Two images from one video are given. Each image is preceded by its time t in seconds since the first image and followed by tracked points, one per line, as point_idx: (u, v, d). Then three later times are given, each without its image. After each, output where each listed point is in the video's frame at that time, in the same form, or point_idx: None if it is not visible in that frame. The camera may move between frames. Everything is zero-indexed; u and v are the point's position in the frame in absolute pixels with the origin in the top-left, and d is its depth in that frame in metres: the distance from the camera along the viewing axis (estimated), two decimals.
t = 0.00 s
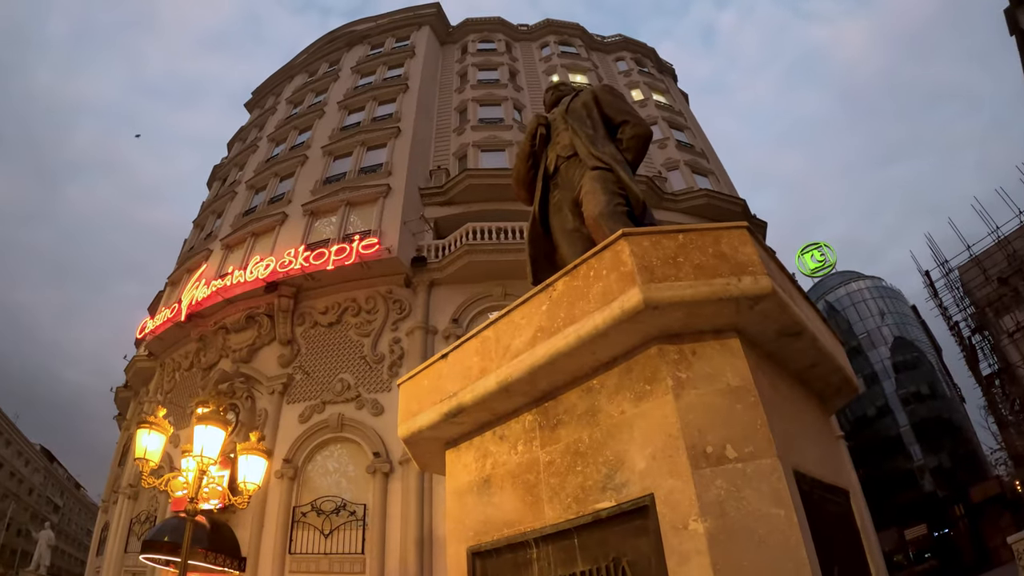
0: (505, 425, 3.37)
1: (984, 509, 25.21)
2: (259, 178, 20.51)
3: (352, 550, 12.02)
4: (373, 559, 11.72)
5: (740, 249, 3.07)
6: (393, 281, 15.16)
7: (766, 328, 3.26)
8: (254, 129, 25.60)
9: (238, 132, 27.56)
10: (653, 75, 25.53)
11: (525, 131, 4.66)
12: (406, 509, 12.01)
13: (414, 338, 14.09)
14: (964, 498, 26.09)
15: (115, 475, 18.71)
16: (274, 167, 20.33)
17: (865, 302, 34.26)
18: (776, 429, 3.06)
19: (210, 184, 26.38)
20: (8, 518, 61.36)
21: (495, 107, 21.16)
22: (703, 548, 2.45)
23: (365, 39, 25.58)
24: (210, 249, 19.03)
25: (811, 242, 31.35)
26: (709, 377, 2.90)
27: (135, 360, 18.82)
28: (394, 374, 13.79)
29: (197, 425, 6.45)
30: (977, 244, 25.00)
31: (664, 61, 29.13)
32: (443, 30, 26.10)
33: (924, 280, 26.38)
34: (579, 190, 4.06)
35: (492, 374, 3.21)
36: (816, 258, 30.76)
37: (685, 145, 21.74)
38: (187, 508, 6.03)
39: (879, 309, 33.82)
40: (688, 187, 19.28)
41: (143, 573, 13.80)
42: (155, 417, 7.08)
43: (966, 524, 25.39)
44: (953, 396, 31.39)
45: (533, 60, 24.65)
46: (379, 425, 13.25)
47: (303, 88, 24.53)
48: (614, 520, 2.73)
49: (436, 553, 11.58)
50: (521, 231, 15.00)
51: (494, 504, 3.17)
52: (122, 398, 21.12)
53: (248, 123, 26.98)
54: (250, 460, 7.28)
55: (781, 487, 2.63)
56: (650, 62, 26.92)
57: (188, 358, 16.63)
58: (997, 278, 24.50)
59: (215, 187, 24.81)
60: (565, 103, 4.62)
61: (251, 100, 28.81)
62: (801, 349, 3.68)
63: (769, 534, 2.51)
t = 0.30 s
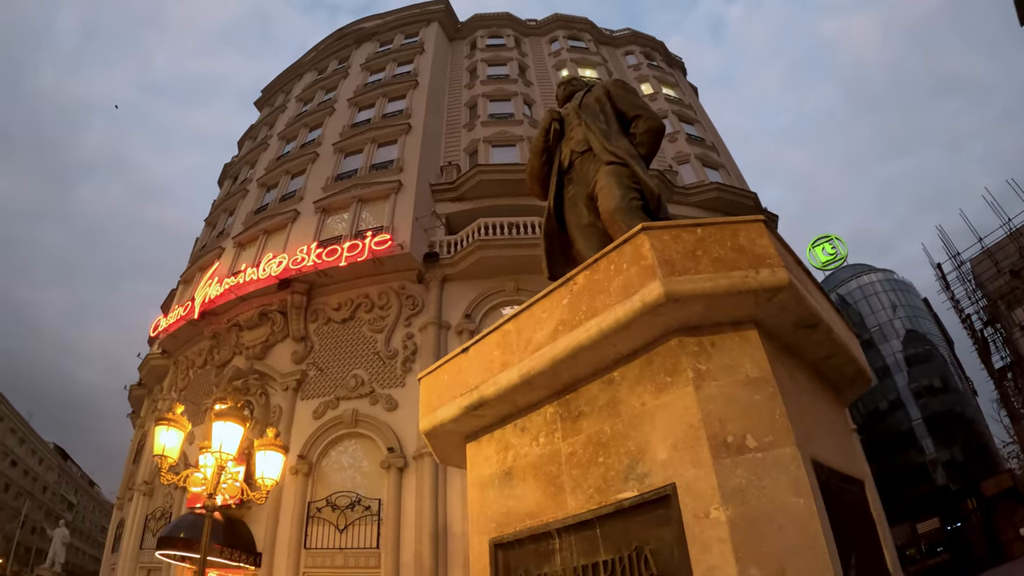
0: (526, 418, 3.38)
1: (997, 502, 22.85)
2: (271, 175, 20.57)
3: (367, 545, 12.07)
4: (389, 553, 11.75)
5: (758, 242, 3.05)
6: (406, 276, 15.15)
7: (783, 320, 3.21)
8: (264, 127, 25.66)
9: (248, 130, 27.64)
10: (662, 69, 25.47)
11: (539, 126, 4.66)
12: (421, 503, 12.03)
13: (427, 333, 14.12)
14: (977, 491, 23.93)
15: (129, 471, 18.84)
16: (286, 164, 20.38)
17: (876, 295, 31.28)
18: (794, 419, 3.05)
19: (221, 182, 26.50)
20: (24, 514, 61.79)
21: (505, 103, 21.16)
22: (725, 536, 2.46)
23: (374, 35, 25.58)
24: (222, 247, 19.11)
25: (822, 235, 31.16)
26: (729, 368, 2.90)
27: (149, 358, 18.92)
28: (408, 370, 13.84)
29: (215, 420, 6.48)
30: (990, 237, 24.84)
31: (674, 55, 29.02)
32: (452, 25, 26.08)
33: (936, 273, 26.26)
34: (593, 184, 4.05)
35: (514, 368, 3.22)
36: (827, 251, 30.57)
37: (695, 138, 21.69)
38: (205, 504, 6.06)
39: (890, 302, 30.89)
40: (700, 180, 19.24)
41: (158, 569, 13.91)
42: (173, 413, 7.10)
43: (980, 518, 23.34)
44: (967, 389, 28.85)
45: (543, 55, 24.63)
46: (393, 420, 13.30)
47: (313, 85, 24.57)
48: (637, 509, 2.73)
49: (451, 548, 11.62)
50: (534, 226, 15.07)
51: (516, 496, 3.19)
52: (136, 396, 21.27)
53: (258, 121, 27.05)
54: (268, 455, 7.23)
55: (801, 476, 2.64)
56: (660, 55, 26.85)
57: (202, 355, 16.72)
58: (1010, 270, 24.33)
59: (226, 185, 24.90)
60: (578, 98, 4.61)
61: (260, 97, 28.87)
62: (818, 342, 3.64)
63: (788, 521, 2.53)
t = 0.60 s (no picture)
0: (554, 410, 3.38)
1: (1011, 495, 21.71)
2: (284, 172, 20.61)
3: (384, 539, 12.11)
4: (405, 546, 11.79)
5: (780, 237, 3.05)
6: (420, 271, 15.17)
7: (805, 313, 3.18)
8: (275, 124, 25.73)
9: (259, 128, 27.73)
10: (673, 62, 25.39)
11: (556, 122, 4.67)
12: (438, 497, 12.05)
13: (442, 329, 14.15)
14: (990, 484, 22.63)
15: (145, 468, 18.96)
16: (298, 161, 20.43)
17: (888, 288, 30.91)
18: (816, 409, 3.06)
19: (233, 180, 26.61)
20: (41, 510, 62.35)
21: (517, 97, 21.11)
22: (753, 523, 2.48)
23: (384, 32, 25.59)
24: (236, 244, 19.17)
25: (834, 228, 31.05)
26: (753, 360, 2.90)
27: (164, 355, 19.01)
28: (423, 365, 13.86)
29: (238, 416, 6.51)
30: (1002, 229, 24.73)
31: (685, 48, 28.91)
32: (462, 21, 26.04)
33: (949, 265, 26.15)
34: (612, 180, 4.04)
35: (543, 362, 3.23)
36: (839, 243, 30.43)
37: (707, 131, 21.67)
38: (230, 500, 6.08)
39: (902, 295, 30.48)
40: (712, 174, 19.18)
41: (176, 564, 14.04)
42: (195, 410, 7.14)
43: (991, 511, 22.11)
44: (979, 382, 28.06)
45: (553, 49, 24.57)
46: (409, 415, 13.32)
47: (324, 82, 24.62)
48: (665, 498, 2.75)
49: (467, 542, 11.65)
50: (548, 220, 14.87)
51: (545, 487, 3.20)
52: (151, 393, 21.40)
53: (269, 119, 27.12)
54: (290, 451, 7.21)
55: (824, 465, 2.65)
56: (670, 48, 26.78)
57: (218, 352, 16.82)
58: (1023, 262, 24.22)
59: (238, 183, 24.99)
60: (594, 94, 4.61)
61: (271, 95, 28.97)
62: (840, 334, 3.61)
63: (813, 508, 2.54)
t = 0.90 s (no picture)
0: (581, 401, 3.39)
1: None
2: (296, 168, 20.68)
3: (402, 532, 12.16)
4: (423, 539, 11.82)
5: (803, 229, 3.05)
6: (435, 266, 15.19)
7: (826, 303, 3.16)
8: (286, 121, 25.78)
9: (270, 124, 27.80)
10: (683, 54, 25.32)
11: (573, 117, 4.68)
12: (455, 490, 12.08)
13: (458, 323, 14.17)
14: (1004, 475, 22.87)
15: (161, 464, 19.09)
16: (311, 157, 20.46)
17: (901, 279, 31.03)
18: (840, 396, 3.06)
19: (245, 177, 26.72)
20: (58, 507, 63.00)
21: (528, 91, 21.09)
22: (781, 506, 2.51)
23: (393, 27, 25.58)
24: (250, 241, 19.24)
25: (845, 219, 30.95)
26: (777, 349, 2.90)
27: (179, 352, 19.11)
28: (440, 358, 13.94)
29: (260, 410, 6.52)
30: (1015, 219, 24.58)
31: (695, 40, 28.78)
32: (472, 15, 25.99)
33: (962, 255, 26.08)
34: (631, 173, 4.05)
35: (571, 354, 3.23)
36: (850, 234, 30.34)
37: (718, 123, 21.61)
38: (253, 494, 6.08)
39: (915, 285, 30.59)
40: (725, 165, 19.09)
41: (194, 559, 14.14)
42: (218, 406, 7.14)
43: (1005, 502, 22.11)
44: (992, 373, 27.95)
45: (563, 42, 24.52)
46: (427, 408, 13.39)
47: (334, 79, 24.65)
48: (693, 485, 2.77)
49: (484, 535, 11.68)
50: (563, 214, 14.91)
51: (573, 475, 3.23)
52: (166, 390, 21.54)
53: (279, 116, 27.19)
54: (312, 445, 7.19)
55: (848, 450, 2.65)
56: (680, 40, 26.69)
57: (233, 348, 16.90)
58: None
59: (250, 179, 25.07)
60: (610, 88, 4.61)
61: (281, 92, 29.05)
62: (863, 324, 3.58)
63: (839, 493, 2.55)
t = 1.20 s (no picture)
0: (609, 388, 3.40)
1: None
2: (309, 163, 20.71)
3: (421, 523, 12.21)
4: (442, 530, 11.86)
5: (828, 217, 3.04)
6: (449, 258, 15.17)
7: (849, 291, 3.12)
8: (298, 115, 25.82)
9: (281, 120, 27.86)
10: (694, 43, 25.19)
11: (590, 107, 4.66)
12: (472, 482, 12.10)
13: (473, 314, 14.19)
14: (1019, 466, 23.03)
15: (178, 459, 19.20)
16: (323, 151, 20.50)
17: (914, 268, 31.10)
18: (867, 382, 3.03)
19: (257, 172, 26.82)
20: (76, 503, 63.50)
21: (539, 82, 21.05)
22: (810, 490, 2.50)
23: (403, 20, 25.52)
24: (264, 236, 19.29)
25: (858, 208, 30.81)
26: (803, 335, 2.88)
27: (195, 347, 19.21)
28: (456, 350, 13.96)
29: (282, 404, 6.55)
30: None
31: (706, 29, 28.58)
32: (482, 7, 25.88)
33: (976, 243, 25.95)
34: (649, 163, 4.05)
35: (599, 341, 3.24)
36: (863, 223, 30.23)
37: (731, 112, 21.49)
38: (275, 487, 6.09)
39: (929, 274, 30.65)
40: (738, 154, 19.00)
41: (213, 553, 14.22)
42: (239, 400, 7.17)
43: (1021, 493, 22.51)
44: (1006, 362, 27.42)
45: (574, 33, 24.41)
46: (444, 400, 13.42)
47: (345, 73, 24.64)
48: (723, 470, 2.77)
49: (502, 526, 11.69)
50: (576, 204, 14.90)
51: (601, 463, 3.24)
52: (182, 385, 21.67)
53: (290, 111, 27.24)
54: (332, 437, 7.21)
55: (875, 435, 2.63)
56: (691, 29, 26.53)
57: (249, 342, 16.94)
58: None
59: (263, 174, 25.12)
60: (627, 78, 4.59)
61: (291, 87, 29.11)
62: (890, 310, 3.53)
63: (867, 475, 2.54)
